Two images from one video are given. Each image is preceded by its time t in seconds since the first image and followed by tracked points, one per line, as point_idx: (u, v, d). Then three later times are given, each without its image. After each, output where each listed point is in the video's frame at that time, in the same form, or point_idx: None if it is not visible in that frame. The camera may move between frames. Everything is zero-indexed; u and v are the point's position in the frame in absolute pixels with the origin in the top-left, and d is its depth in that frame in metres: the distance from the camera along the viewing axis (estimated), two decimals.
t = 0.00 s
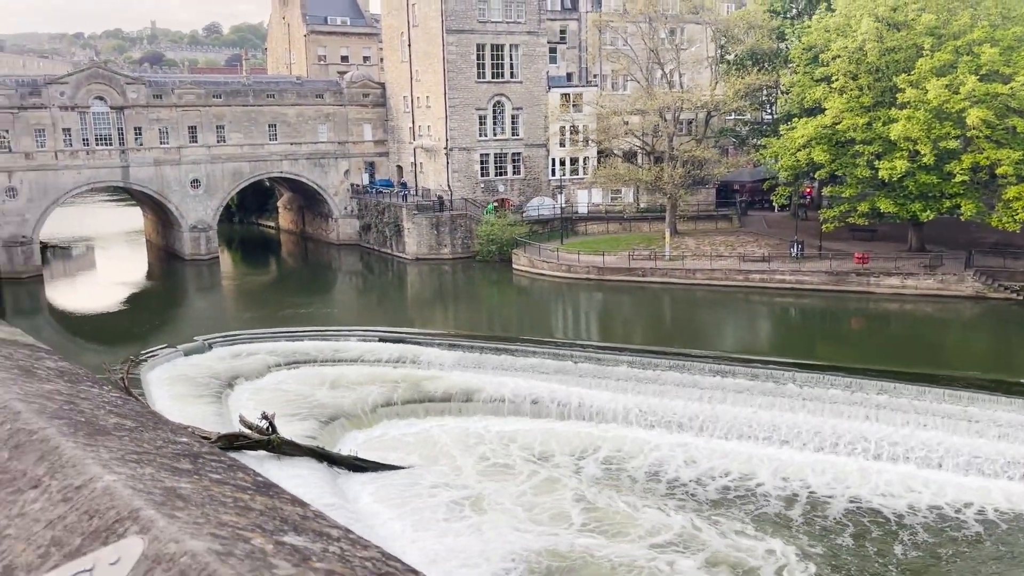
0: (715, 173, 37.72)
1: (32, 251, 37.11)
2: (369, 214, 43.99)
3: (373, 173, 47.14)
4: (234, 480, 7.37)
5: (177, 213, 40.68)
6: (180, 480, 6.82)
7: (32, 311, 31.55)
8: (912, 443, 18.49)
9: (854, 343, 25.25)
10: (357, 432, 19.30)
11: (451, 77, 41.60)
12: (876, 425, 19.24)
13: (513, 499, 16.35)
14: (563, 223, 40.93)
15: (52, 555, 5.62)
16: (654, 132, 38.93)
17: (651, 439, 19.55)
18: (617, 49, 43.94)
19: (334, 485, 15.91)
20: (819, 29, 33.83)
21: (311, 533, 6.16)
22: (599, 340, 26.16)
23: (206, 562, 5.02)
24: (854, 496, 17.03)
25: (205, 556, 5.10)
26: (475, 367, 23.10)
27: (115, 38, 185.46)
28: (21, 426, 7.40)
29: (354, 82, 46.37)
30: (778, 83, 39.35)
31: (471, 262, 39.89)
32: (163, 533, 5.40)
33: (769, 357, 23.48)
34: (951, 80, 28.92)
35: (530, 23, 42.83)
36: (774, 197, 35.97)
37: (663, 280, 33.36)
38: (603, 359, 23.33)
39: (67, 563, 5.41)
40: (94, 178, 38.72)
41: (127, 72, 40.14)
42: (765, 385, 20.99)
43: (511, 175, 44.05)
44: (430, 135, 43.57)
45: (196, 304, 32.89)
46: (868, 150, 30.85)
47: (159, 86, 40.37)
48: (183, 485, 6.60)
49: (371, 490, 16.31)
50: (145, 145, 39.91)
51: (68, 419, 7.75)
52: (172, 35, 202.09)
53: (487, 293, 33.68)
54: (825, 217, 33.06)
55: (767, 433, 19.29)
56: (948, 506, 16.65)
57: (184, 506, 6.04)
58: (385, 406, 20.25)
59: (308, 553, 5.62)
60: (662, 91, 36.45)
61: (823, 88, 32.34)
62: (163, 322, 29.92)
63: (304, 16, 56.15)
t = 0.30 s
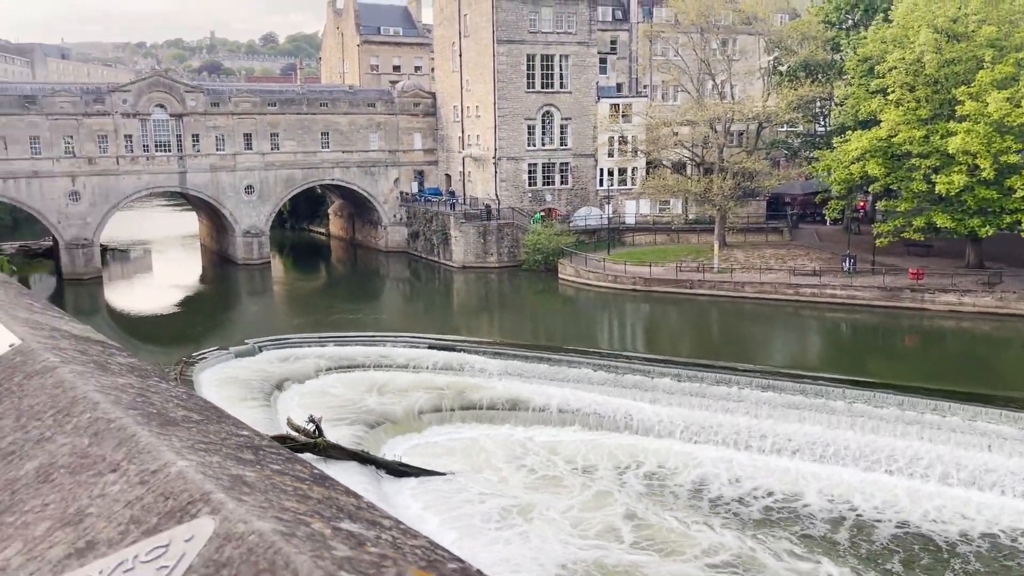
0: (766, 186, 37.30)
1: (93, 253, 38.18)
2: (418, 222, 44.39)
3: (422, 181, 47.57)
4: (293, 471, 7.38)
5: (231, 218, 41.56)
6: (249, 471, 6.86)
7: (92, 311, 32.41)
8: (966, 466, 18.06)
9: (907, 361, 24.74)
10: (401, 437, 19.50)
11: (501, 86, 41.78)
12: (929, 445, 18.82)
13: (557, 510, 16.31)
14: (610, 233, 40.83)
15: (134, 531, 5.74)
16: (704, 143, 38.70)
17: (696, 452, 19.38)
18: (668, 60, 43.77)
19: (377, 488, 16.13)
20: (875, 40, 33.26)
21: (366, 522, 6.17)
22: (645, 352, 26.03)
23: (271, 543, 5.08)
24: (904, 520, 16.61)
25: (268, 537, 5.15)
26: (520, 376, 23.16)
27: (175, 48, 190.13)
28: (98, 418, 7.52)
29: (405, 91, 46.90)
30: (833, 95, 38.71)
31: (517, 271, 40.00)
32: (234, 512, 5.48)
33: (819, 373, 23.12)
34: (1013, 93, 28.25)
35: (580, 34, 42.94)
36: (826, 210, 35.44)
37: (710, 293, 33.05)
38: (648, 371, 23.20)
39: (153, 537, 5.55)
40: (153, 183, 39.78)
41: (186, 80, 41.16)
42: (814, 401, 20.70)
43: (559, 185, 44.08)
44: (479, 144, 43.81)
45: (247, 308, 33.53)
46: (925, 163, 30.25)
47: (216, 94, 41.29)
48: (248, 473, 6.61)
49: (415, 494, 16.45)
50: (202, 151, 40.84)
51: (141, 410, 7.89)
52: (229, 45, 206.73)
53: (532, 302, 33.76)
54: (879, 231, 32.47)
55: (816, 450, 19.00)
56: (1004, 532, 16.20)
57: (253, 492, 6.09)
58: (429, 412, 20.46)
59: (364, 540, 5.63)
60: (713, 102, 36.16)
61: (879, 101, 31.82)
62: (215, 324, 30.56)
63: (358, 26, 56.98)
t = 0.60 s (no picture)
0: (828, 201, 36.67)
1: (161, 258, 39.31)
2: (474, 231, 44.70)
3: (479, 191, 47.90)
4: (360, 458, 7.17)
5: (293, 226, 42.42)
6: (276, 411, 5.49)
7: (158, 314, 33.37)
8: None
9: (974, 383, 24.04)
10: (453, 446, 19.63)
11: (559, 98, 41.91)
12: (994, 471, 18.32)
13: (612, 525, 16.16)
14: (667, 246, 40.63)
15: (215, 485, 3.95)
16: (765, 156, 38.21)
17: (754, 470, 19.09)
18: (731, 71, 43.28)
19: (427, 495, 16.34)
20: (945, 53, 32.42)
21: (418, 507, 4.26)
22: (700, 367, 25.78)
23: (319, 509, 3.55)
24: (965, 551, 16.05)
25: (313, 498, 3.65)
26: (573, 388, 23.18)
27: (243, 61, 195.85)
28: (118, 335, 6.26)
29: (465, 103, 47.34)
30: (899, 108, 37.81)
31: (571, 282, 40.05)
32: (302, 490, 3.73)
33: (880, 392, 22.64)
34: None
35: (640, 46, 42.86)
36: (892, 227, 34.65)
37: (769, 308, 32.60)
38: (703, 387, 23.02)
39: (228, 496, 3.84)
40: (218, 191, 40.93)
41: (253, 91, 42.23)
42: (875, 422, 20.30)
43: (616, 197, 43.99)
44: (537, 155, 43.91)
45: (306, 314, 34.19)
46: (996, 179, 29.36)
47: (281, 105, 42.25)
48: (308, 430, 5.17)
49: (466, 503, 16.55)
50: (267, 160, 41.86)
51: (173, 346, 6.44)
52: (295, 57, 212.13)
53: (586, 314, 33.82)
54: (946, 248, 31.61)
55: (876, 473, 18.59)
56: None
57: (286, 445, 4.57)
58: (481, 421, 20.53)
59: (412, 508, 4.16)
60: (775, 115, 35.71)
61: (948, 115, 31.06)
62: (275, 329, 31.30)
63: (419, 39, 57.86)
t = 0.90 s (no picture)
0: (897, 216, 35.79)
1: (229, 264, 40.30)
2: (533, 242, 44.74)
3: (539, 203, 47.97)
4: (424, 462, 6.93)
5: (355, 235, 43.08)
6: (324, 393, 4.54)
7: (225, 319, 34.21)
8: None
9: None
10: (508, 457, 19.67)
11: (621, 110, 41.85)
12: None
13: (671, 542, 15.87)
14: (728, 260, 40.19)
15: (284, 467, 3.03)
16: (832, 170, 37.47)
17: (815, 489, 18.67)
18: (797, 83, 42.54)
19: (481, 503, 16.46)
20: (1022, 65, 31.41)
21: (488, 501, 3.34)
22: (761, 384, 25.35)
23: (371, 484, 2.80)
24: None
25: (365, 474, 2.89)
26: (631, 402, 23.05)
27: (312, 73, 200.72)
28: (171, 317, 5.34)
29: (526, 114, 47.59)
30: (974, 121, 36.70)
31: (630, 295, 39.82)
32: (364, 470, 2.88)
33: (948, 414, 21.97)
34: None
35: (704, 58, 42.56)
36: (964, 244, 33.61)
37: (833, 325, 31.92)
38: (762, 404, 22.69)
39: (297, 481, 2.94)
40: (284, 201, 41.86)
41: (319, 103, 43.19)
42: (943, 444, 19.72)
43: (677, 210, 43.66)
44: (597, 167, 43.81)
45: (367, 322, 34.69)
46: None
47: (347, 116, 43.08)
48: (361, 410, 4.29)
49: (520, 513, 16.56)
50: (332, 170, 42.70)
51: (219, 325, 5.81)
52: (361, 70, 216.44)
53: (644, 326, 33.74)
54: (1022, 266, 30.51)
55: (944, 497, 18.01)
56: None
57: (321, 412, 3.82)
58: (536, 433, 20.54)
59: (461, 487, 3.33)
60: (841, 128, 35.08)
61: None
62: (337, 336, 31.89)
63: (483, 51, 58.49)
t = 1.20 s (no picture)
0: (967, 231, 34.75)
1: (291, 272, 41.10)
2: (590, 254, 44.60)
3: (596, 214, 47.83)
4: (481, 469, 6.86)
5: (414, 244, 43.53)
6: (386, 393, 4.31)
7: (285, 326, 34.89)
8: None
9: None
10: (562, 468, 19.60)
11: (681, 121, 41.54)
12: None
13: (730, 560, 15.53)
14: (789, 274, 39.51)
15: (347, 456, 2.84)
16: (898, 183, 36.57)
17: (879, 510, 18.16)
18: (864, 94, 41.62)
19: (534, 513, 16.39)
20: None
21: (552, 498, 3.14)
22: (823, 401, 24.78)
23: (428, 473, 2.60)
24: None
25: (424, 463, 2.68)
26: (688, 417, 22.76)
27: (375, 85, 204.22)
28: (243, 317, 5.29)
29: (585, 126, 47.56)
30: None
31: (689, 308, 39.39)
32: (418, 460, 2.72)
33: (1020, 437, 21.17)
34: None
35: (767, 69, 42.01)
36: None
37: (899, 342, 31.07)
38: (824, 422, 22.19)
39: (359, 469, 2.74)
40: (346, 210, 42.56)
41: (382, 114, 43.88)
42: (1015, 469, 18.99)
43: (737, 222, 43.13)
44: (656, 179, 43.52)
45: (424, 330, 35.01)
46: None
47: (408, 127, 43.65)
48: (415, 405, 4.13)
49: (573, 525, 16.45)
50: (392, 180, 43.28)
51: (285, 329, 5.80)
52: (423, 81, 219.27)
53: (702, 339, 33.49)
54: None
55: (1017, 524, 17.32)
56: None
57: (381, 408, 3.59)
58: (590, 445, 20.42)
59: (514, 482, 3.12)
60: (909, 140, 34.23)
61: None
62: (395, 344, 32.26)
63: (543, 63, 58.74)
